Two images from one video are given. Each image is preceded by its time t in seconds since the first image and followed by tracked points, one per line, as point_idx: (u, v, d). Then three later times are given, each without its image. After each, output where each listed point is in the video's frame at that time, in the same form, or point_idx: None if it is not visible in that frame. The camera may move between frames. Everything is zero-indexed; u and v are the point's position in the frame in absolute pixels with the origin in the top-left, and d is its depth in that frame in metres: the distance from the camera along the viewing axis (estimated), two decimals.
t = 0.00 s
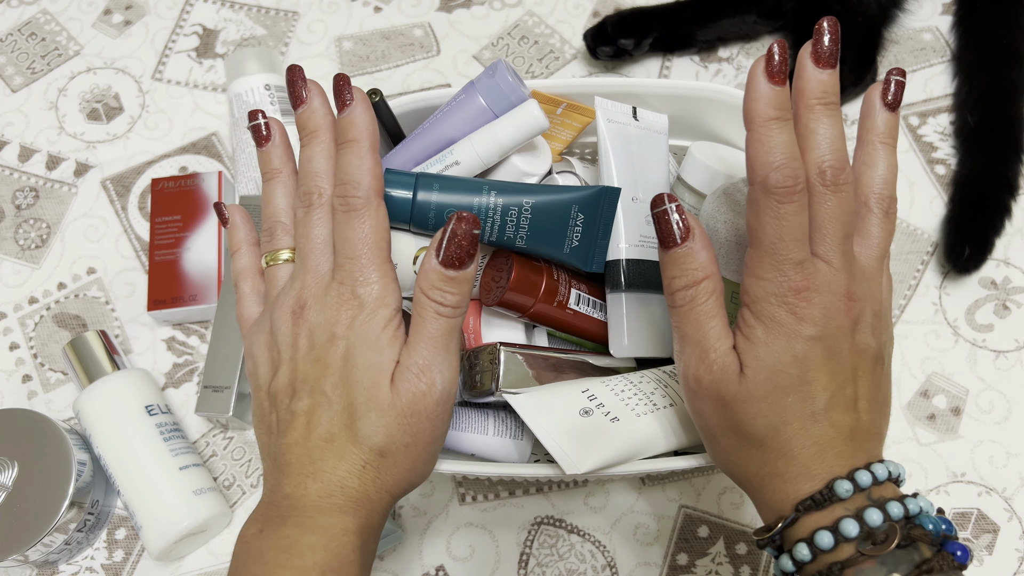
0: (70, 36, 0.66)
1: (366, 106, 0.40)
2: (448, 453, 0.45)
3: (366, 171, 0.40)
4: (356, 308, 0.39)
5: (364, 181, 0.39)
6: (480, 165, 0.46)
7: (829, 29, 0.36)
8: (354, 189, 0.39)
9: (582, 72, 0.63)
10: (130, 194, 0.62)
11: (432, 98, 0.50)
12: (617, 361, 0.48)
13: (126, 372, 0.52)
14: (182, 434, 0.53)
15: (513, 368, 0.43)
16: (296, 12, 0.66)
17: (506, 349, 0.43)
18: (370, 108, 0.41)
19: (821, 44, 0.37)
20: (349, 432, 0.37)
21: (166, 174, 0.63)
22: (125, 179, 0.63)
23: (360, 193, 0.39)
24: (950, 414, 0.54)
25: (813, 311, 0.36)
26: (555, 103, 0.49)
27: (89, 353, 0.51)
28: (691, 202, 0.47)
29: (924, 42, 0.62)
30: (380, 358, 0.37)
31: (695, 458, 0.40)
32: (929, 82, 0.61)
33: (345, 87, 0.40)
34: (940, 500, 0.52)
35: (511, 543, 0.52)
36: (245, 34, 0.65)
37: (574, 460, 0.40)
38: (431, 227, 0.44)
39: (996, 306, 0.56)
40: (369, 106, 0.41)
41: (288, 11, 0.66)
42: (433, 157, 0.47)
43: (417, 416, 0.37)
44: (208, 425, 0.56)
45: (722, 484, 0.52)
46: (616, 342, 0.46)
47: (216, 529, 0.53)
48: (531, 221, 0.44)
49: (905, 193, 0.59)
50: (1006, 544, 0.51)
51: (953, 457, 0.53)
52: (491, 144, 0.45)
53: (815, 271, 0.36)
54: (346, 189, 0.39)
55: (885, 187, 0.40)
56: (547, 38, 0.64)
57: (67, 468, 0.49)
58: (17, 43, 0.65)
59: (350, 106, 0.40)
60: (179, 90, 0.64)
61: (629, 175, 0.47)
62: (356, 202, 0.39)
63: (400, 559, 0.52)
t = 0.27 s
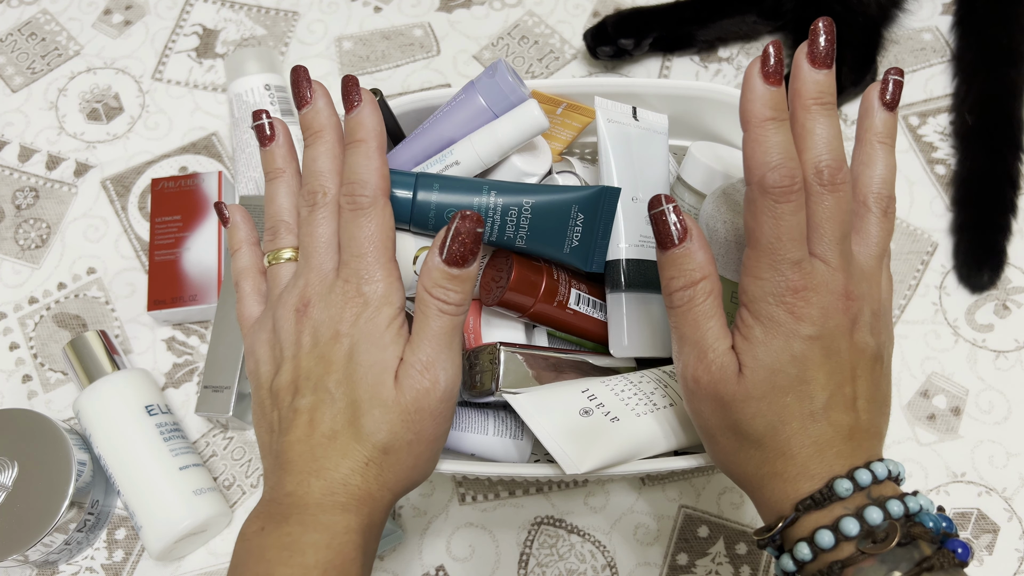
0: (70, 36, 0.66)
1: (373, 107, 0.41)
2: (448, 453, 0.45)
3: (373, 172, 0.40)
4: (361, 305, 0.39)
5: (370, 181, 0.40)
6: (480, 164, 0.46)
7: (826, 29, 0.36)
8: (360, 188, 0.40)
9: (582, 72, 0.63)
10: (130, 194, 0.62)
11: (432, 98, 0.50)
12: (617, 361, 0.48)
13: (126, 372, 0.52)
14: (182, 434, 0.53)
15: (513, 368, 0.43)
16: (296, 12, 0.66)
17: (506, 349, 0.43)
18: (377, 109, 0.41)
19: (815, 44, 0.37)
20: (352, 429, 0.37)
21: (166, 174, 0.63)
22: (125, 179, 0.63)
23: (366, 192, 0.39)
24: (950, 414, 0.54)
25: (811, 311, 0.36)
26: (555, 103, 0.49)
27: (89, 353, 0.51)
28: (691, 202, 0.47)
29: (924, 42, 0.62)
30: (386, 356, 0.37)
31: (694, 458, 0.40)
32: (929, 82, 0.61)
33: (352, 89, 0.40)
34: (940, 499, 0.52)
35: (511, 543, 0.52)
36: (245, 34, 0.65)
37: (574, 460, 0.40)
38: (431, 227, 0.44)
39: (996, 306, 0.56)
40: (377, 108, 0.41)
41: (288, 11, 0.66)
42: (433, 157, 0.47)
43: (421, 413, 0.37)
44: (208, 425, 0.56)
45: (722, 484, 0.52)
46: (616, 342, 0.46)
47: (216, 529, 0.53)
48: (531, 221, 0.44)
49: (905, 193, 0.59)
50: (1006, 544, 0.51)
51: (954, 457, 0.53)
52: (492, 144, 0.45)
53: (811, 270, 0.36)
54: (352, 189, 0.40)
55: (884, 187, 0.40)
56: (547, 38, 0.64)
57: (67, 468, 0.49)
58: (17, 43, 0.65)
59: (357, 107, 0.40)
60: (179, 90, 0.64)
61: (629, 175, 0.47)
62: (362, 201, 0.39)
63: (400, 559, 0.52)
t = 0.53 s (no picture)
0: (70, 36, 0.66)
1: (377, 108, 0.40)
2: (448, 453, 0.45)
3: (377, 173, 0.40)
4: (365, 304, 0.39)
5: (373, 182, 0.40)
6: (480, 164, 0.46)
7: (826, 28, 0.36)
8: (364, 189, 0.40)
9: (582, 73, 0.63)
10: (130, 195, 0.62)
11: (432, 98, 0.50)
12: (618, 361, 0.48)
13: (126, 372, 0.52)
14: (182, 434, 0.53)
15: (513, 368, 0.43)
16: (296, 12, 0.66)
17: (506, 349, 0.43)
18: (381, 110, 0.40)
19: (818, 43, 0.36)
20: (356, 429, 0.37)
21: (166, 174, 0.63)
22: (125, 179, 0.63)
23: (370, 193, 0.39)
24: (950, 414, 0.54)
25: (812, 312, 0.36)
26: (555, 103, 0.49)
27: (89, 353, 0.51)
28: (691, 202, 0.47)
29: (924, 42, 0.62)
30: (389, 356, 0.38)
31: (694, 458, 0.40)
32: (929, 82, 0.61)
33: (355, 91, 0.40)
34: (940, 499, 0.52)
35: (511, 543, 0.52)
36: (245, 34, 0.65)
37: (574, 460, 0.40)
38: (431, 227, 0.44)
39: (996, 306, 0.56)
40: (381, 109, 0.40)
41: (288, 11, 0.66)
42: (433, 157, 0.47)
43: (424, 412, 0.37)
44: (208, 425, 0.56)
45: (722, 484, 0.52)
46: (616, 342, 0.46)
47: (216, 529, 0.53)
48: (531, 221, 0.44)
49: (905, 193, 0.59)
50: (1006, 544, 0.51)
51: (954, 457, 0.53)
52: (492, 144, 0.45)
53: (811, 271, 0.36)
54: (357, 190, 0.40)
55: (885, 186, 0.40)
56: (547, 38, 0.64)
57: (66, 468, 0.49)
58: (17, 43, 0.65)
59: (362, 109, 0.40)
60: (179, 90, 0.64)
61: (629, 175, 0.47)
62: (366, 201, 0.39)
63: (400, 559, 0.52)
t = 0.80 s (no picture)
0: (71, 36, 0.66)
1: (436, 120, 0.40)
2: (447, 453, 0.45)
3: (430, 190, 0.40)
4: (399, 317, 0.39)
5: (427, 197, 0.40)
6: (480, 164, 0.46)
7: (852, 24, 0.35)
8: (417, 200, 0.40)
9: (582, 73, 0.63)
10: (130, 195, 0.62)
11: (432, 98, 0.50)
12: (618, 361, 0.48)
13: (126, 372, 0.52)
14: (182, 434, 0.53)
15: (513, 368, 0.43)
16: (296, 12, 0.66)
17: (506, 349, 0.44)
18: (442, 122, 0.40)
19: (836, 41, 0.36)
20: (382, 440, 0.37)
21: (166, 174, 0.63)
22: (125, 179, 0.63)
23: (423, 205, 0.40)
24: (950, 414, 0.54)
25: (815, 312, 0.36)
26: (555, 103, 0.49)
27: (89, 353, 0.51)
28: (691, 202, 0.47)
29: (924, 42, 0.62)
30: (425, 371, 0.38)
31: (694, 458, 0.40)
32: (929, 82, 0.61)
33: (422, 102, 0.40)
34: (940, 499, 0.52)
35: (511, 543, 0.52)
36: (245, 34, 0.65)
37: (574, 460, 0.40)
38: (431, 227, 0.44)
39: (996, 306, 0.56)
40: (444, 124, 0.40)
41: (288, 11, 0.66)
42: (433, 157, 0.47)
43: (453, 428, 0.37)
44: (208, 425, 0.56)
45: (722, 483, 0.52)
46: (617, 343, 0.46)
47: (216, 529, 0.53)
48: (531, 221, 0.44)
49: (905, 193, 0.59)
50: (1006, 544, 0.51)
51: (953, 457, 0.53)
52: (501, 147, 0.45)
53: (809, 272, 0.36)
54: (408, 201, 0.40)
55: (894, 187, 0.40)
56: (547, 38, 0.64)
57: (66, 468, 0.49)
58: (17, 43, 0.65)
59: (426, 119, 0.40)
60: (179, 90, 0.64)
61: (629, 175, 0.47)
62: (418, 213, 0.40)
63: (400, 559, 0.52)
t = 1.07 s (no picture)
0: (71, 36, 0.66)
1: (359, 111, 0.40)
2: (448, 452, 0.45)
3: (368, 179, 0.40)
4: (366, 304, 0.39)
5: (363, 185, 0.40)
6: (480, 164, 0.46)
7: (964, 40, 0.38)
8: (357, 192, 0.40)
9: (582, 73, 0.63)
10: (130, 194, 0.62)
11: (431, 99, 0.50)
12: (617, 361, 0.48)
13: (126, 372, 0.52)
14: (182, 434, 0.53)
15: (513, 368, 0.43)
16: (296, 12, 0.66)
17: (506, 349, 0.43)
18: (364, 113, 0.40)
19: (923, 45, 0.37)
20: (366, 424, 0.37)
21: (166, 174, 0.63)
22: (125, 179, 0.63)
23: (362, 196, 0.40)
24: (950, 414, 0.54)
25: (878, 297, 0.35)
26: (555, 103, 0.49)
27: (89, 353, 0.51)
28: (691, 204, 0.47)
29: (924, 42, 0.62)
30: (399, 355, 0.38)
31: (694, 458, 0.40)
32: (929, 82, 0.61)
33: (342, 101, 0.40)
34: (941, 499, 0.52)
35: (511, 543, 0.52)
36: (245, 34, 0.65)
37: (574, 461, 0.40)
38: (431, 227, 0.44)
39: (996, 306, 0.56)
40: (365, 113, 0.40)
41: (288, 11, 0.66)
42: (433, 157, 0.47)
43: (429, 404, 0.37)
44: (208, 425, 0.56)
45: (723, 483, 0.52)
46: (618, 344, 0.46)
47: (216, 529, 0.53)
48: (531, 221, 0.44)
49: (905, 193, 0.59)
50: (1005, 543, 0.51)
51: (953, 457, 0.53)
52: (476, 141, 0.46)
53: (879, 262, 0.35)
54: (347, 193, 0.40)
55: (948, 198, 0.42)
56: (547, 38, 0.64)
57: (66, 467, 0.49)
58: (17, 43, 0.65)
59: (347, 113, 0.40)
60: (179, 90, 0.65)
61: (629, 176, 0.47)
62: (358, 203, 0.40)
63: (400, 559, 0.52)
